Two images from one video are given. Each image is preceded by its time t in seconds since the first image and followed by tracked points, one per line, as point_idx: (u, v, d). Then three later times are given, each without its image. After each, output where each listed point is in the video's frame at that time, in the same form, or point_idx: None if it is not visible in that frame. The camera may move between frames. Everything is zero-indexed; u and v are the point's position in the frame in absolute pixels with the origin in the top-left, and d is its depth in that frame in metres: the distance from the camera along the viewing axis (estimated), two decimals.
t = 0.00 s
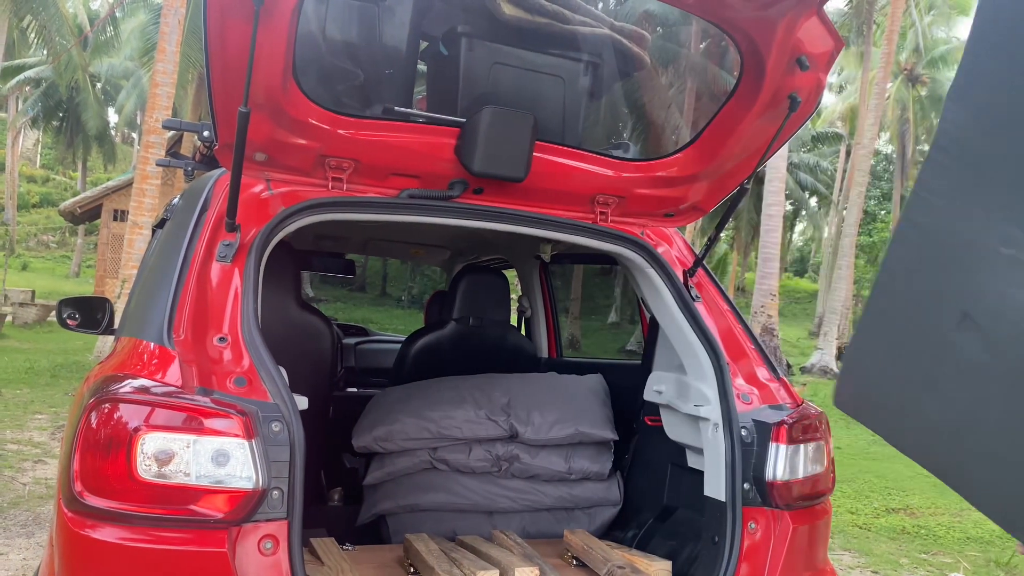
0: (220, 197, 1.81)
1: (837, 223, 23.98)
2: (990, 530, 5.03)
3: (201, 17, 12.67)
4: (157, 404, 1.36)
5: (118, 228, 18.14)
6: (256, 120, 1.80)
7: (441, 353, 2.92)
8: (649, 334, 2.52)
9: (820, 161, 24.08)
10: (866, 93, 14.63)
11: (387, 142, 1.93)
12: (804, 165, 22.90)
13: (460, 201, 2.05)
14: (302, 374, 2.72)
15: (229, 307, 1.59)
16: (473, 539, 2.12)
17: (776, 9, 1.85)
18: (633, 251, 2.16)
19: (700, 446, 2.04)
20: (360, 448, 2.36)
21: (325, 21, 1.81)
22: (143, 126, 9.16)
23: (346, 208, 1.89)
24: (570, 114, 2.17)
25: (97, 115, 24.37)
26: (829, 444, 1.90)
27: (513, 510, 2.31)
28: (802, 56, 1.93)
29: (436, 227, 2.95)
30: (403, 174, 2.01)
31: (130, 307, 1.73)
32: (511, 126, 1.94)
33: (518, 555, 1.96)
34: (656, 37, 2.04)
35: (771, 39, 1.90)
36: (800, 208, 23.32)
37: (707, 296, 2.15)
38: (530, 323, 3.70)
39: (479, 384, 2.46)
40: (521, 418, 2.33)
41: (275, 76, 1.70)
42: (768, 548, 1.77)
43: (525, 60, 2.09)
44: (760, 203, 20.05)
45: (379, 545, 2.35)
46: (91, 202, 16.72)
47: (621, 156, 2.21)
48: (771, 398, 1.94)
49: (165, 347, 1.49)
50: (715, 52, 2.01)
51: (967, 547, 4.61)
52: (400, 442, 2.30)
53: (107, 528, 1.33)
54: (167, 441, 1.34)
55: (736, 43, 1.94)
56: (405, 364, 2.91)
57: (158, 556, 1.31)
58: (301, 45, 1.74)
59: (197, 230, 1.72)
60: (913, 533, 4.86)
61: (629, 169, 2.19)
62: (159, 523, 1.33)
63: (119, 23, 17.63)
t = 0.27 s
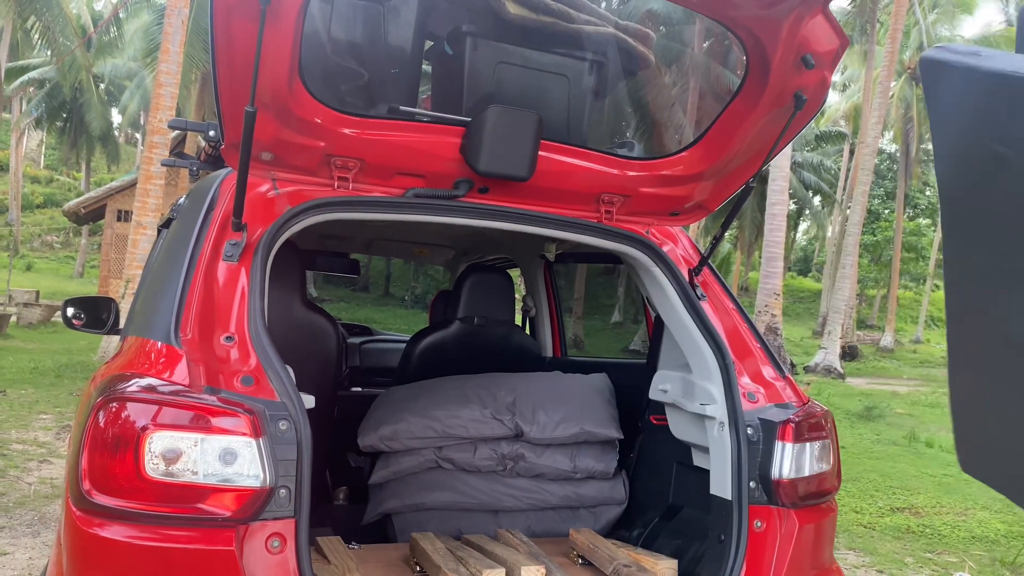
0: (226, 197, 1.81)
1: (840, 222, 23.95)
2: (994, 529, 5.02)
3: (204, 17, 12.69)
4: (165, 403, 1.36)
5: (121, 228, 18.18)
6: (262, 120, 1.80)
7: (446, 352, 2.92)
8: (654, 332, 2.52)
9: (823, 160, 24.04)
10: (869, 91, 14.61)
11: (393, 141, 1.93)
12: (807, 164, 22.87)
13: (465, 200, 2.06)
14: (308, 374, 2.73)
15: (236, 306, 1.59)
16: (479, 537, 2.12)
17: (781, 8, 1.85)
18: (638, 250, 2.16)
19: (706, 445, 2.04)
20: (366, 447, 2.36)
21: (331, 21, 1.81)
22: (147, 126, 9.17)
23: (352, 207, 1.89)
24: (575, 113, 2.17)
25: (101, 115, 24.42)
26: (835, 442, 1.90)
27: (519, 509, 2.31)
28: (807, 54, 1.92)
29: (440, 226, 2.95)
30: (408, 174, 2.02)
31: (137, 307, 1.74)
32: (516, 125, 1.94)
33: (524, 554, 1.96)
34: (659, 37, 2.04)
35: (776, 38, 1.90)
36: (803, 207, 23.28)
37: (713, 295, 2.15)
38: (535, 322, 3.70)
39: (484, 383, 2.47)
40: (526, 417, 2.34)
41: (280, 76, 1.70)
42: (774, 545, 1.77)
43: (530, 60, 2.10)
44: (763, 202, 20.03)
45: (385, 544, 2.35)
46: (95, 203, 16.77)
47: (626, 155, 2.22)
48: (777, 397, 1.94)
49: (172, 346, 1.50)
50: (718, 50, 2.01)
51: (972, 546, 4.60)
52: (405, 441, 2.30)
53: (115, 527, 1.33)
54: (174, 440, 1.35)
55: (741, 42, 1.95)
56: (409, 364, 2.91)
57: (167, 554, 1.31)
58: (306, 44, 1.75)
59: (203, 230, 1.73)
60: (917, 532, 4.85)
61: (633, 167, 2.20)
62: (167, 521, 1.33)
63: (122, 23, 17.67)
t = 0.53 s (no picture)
0: (230, 197, 1.81)
1: (844, 220, 23.91)
2: (999, 529, 5.00)
3: (207, 17, 12.69)
4: (169, 403, 1.36)
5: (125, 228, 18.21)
6: (266, 120, 1.80)
7: (449, 352, 2.92)
8: (658, 331, 2.51)
9: (827, 158, 24.00)
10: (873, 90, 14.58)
11: (397, 141, 1.93)
12: (810, 162, 22.83)
13: (469, 200, 2.06)
14: (312, 373, 2.73)
15: (240, 306, 1.59)
16: (483, 537, 2.12)
17: (785, 8, 1.83)
18: (642, 249, 2.16)
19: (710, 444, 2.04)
20: (370, 447, 2.36)
21: (334, 21, 1.81)
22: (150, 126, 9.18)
23: (356, 207, 1.90)
24: (579, 112, 2.17)
25: (104, 115, 24.46)
26: (840, 442, 1.90)
27: (523, 509, 2.31)
28: (811, 53, 1.91)
29: (444, 226, 2.96)
30: (412, 173, 2.02)
31: (141, 307, 1.74)
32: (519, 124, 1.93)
33: (528, 554, 1.96)
34: (662, 36, 2.02)
35: (780, 37, 1.89)
36: (806, 206, 23.25)
37: (717, 294, 2.14)
38: (538, 322, 3.70)
39: (488, 383, 2.46)
40: (530, 416, 2.33)
41: (283, 76, 1.70)
42: (779, 545, 1.76)
43: (532, 59, 2.09)
44: (767, 201, 19.98)
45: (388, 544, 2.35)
46: (98, 203, 16.80)
47: (630, 154, 2.23)
48: (781, 397, 1.94)
49: (177, 346, 1.50)
50: (721, 50, 2.00)
51: (977, 546, 4.59)
52: (409, 441, 2.30)
53: (120, 527, 1.33)
54: (179, 440, 1.35)
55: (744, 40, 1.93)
56: (413, 364, 2.91)
57: (172, 555, 1.31)
58: (308, 44, 1.75)
59: (207, 230, 1.73)
60: (922, 532, 4.84)
61: (637, 167, 2.20)
62: (172, 522, 1.33)
63: (125, 23, 17.69)
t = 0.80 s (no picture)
0: (233, 196, 1.81)
1: (846, 219, 23.88)
2: (1002, 528, 5.00)
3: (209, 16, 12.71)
4: (172, 402, 1.36)
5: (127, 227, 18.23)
6: (269, 119, 1.80)
7: (452, 352, 2.91)
8: (662, 330, 2.51)
9: (829, 157, 23.97)
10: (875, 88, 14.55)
11: (399, 140, 1.93)
12: (813, 160, 22.82)
13: (472, 198, 2.05)
14: (314, 373, 2.72)
15: (243, 305, 1.59)
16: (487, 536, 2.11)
17: (788, 5, 1.82)
18: (645, 247, 2.16)
19: (714, 444, 2.03)
20: (373, 446, 2.35)
21: (337, 19, 1.80)
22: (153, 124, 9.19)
23: (360, 207, 1.89)
24: (582, 110, 2.16)
25: (107, 114, 24.50)
26: (844, 441, 1.89)
27: (526, 508, 2.30)
28: (815, 51, 1.88)
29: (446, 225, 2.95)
30: (415, 172, 2.01)
31: (144, 307, 1.74)
32: (523, 123, 1.93)
33: (532, 553, 1.96)
34: (665, 34, 2.04)
35: (784, 34, 1.88)
36: (809, 204, 23.22)
37: (721, 293, 2.14)
38: (541, 321, 3.69)
39: (491, 382, 2.46)
40: (533, 415, 2.33)
41: (286, 74, 1.69)
42: (784, 544, 1.76)
43: (534, 56, 2.06)
44: (770, 200, 19.95)
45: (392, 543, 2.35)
46: (101, 202, 16.83)
47: (634, 153, 2.23)
48: (785, 396, 1.93)
49: (180, 345, 1.50)
50: (725, 47, 2.01)
51: (980, 544, 4.59)
52: (413, 441, 2.30)
53: (124, 526, 1.33)
54: (182, 439, 1.34)
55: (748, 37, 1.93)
56: (416, 363, 2.90)
57: (174, 554, 1.31)
58: (312, 43, 1.75)
59: (210, 229, 1.72)
60: (925, 531, 4.83)
61: (641, 166, 2.20)
62: (175, 521, 1.33)
63: (127, 22, 17.71)
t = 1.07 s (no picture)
0: (234, 193, 1.80)
1: (848, 217, 23.84)
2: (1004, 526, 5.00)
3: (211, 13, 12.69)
4: (172, 400, 1.35)
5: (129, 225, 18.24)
6: (269, 116, 1.79)
7: (454, 350, 2.90)
8: (663, 328, 2.50)
9: (831, 154, 23.93)
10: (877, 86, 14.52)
11: (400, 137, 1.92)
12: (816, 158, 22.79)
13: (474, 196, 2.05)
14: (316, 371, 2.72)
15: (244, 303, 1.58)
16: (488, 535, 2.11)
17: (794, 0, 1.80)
18: (647, 245, 2.15)
19: (716, 442, 2.02)
20: (374, 444, 2.35)
21: (338, 16, 1.80)
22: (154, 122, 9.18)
23: (360, 205, 1.88)
24: (583, 106, 2.15)
25: (109, 112, 24.50)
26: (847, 439, 1.88)
27: (527, 507, 2.30)
28: (819, 47, 1.84)
29: (447, 222, 2.94)
30: (416, 170, 2.00)
31: (145, 304, 1.73)
32: (525, 120, 1.92)
33: (533, 552, 1.95)
34: (668, 31, 2.04)
35: (789, 30, 1.85)
36: (811, 202, 23.18)
37: (724, 292, 2.13)
38: (543, 319, 3.69)
39: (492, 380, 2.45)
40: (534, 414, 2.32)
41: (287, 71, 1.69)
42: (787, 543, 1.75)
43: (537, 54, 2.07)
44: (771, 198, 19.93)
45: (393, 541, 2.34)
46: (104, 200, 16.84)
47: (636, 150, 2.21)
48: (788, 394, 1.92)
49: (180, 343, 1.49)
50: (728, 45, 2.00)
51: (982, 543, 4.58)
52: (414, 439, 2.29)
53: (124, 525, 1.32)
54: (183, 437, 1.34)
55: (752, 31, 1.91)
56: (417, 361, 2.90)
57: (174, 553, 1.31)
58: (312, 40, 1.73)
59: (210, 226, 1.72)
60: (927, 529, 4.83)
61: (643, 163, 2.18)
62: (175, 520, 1.33)
63: (129, 20, 17.70)
